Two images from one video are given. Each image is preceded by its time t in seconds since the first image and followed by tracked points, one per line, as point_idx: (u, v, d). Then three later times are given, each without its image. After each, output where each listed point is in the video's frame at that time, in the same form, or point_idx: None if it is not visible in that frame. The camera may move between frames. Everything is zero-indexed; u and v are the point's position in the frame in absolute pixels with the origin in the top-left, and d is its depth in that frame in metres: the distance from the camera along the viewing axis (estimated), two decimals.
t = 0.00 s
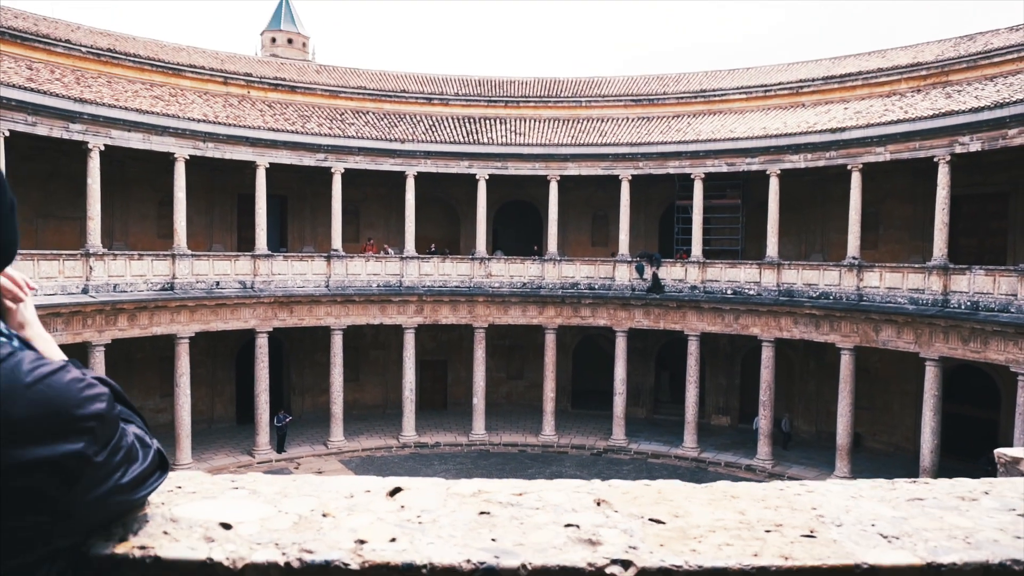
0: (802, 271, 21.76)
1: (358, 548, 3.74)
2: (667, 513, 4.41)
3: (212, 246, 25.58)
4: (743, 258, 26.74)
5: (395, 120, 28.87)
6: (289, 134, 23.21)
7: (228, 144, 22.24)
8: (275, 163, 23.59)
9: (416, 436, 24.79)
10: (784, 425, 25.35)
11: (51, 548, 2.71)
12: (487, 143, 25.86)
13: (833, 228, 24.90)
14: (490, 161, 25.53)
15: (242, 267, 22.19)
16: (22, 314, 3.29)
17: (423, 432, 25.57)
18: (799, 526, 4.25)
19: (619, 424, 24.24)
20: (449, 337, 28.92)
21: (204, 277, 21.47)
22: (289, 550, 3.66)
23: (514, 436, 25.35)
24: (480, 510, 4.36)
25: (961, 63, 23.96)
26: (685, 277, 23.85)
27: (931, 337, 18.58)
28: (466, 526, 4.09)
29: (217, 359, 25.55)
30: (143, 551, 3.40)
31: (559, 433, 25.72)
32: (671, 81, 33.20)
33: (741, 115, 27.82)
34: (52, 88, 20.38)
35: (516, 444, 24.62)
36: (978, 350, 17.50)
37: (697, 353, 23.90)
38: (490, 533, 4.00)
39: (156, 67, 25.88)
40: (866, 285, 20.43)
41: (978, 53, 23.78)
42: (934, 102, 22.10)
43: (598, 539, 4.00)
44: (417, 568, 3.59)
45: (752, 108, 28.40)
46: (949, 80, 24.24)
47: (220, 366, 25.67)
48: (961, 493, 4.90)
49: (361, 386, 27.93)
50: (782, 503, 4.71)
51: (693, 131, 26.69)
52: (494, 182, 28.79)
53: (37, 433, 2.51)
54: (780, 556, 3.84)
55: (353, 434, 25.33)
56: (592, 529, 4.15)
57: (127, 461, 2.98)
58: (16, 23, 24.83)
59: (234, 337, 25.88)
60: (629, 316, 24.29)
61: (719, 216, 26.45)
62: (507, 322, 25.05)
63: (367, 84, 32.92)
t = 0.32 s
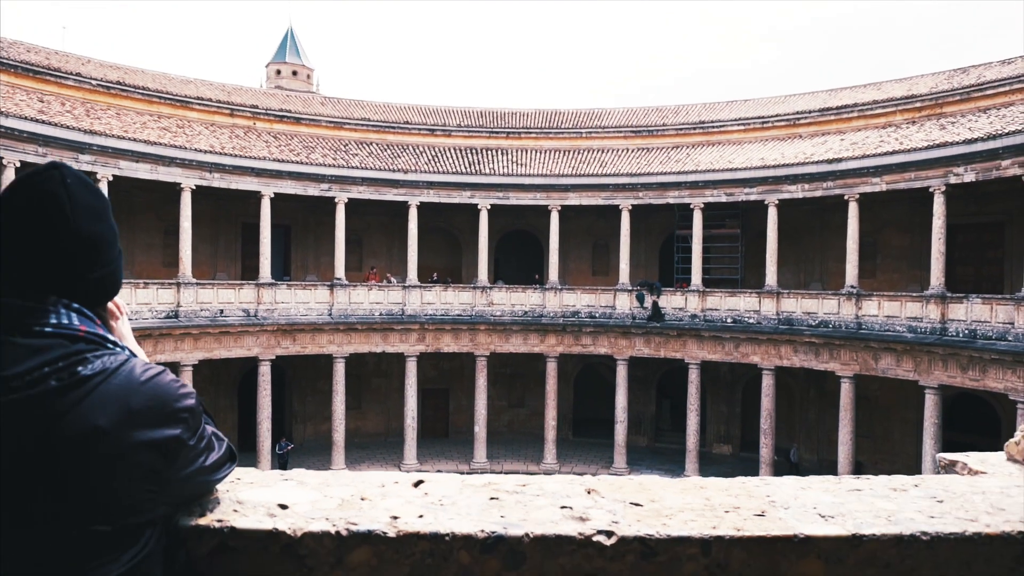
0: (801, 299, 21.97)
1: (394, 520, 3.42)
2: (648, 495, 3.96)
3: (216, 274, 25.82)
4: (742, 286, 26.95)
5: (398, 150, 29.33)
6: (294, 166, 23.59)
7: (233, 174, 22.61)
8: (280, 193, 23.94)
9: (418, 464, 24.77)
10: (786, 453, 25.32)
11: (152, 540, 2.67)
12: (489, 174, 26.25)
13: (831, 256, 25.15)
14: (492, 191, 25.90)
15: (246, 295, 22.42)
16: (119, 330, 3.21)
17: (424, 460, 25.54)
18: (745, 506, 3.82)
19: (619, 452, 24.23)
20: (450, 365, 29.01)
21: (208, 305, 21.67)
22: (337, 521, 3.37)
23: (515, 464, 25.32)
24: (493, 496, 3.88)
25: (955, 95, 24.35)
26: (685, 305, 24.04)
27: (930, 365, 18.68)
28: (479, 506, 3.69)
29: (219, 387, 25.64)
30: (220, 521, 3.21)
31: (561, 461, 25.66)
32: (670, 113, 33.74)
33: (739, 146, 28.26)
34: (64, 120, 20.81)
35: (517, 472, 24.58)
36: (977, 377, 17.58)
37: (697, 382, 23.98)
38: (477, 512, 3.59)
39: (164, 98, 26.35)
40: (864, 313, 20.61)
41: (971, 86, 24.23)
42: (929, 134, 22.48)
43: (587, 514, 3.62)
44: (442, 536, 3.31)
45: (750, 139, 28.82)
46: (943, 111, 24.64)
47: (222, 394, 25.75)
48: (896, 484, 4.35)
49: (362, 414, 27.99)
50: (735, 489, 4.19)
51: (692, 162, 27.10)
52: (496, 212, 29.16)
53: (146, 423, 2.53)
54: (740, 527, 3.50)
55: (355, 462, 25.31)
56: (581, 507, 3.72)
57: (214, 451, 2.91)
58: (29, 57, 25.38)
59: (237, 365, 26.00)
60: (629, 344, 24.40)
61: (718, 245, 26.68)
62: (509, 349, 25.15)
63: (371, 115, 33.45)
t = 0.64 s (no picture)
0: (798, 325, 22.17)
1: (417, 517, 3.57)
2: (630, 498, 4.06)
3: (217, 300, 26.00)
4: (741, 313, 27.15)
5: (398, 178, 29.65)
6: (297, 194, 23.90)
7: (236, 202, 22.92)
8: (282, 220, 24.22)
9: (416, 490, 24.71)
10: (786, 479, 25.32)
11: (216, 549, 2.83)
12: (490, 201, 26.57)
13: (828, 283, 25.39)
14: (492, 219, 26.22)
15: (247, 322, 22.59)
16: (185, 359, 3.35)
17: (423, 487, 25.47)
18: (710, 506, 3.92)
19: (619, 478, 24.21)
20: (450, 392, 29.04)
21: (210, 331, 21.77)
22: (368, 518, 3.52)
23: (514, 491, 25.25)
24: (496, 501, 3.95)
25: (947, 124, 24.73)
26: (684, 331, 24.22)
27: (927, 391, 18.79)
28: (484, 507, 3.80)
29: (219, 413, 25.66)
30: (272, 517, 3.37)
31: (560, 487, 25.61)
32: (668, 141, 34.18)
33: (736, 174, 28.62)
34: (71, 149, 21.15)
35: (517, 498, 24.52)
36: (974, 404, 17.66)
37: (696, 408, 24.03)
38: (477, 512, 3.71)
39: (169, 127, 26.74)
40: (862, 339, 20.79)
41: (963, 115, 24.63)
42: (922, 163, 22.82)
43: (577, 513, 3.74)
44: (456, 531, 3.44)
45: (747, 167, 29.19)
46: (936, 141, 25.02)
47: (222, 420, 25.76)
48: (831, 490, 4.38)
49: (362, 441, 27.99)
50: (704, 495, 4.25)
51: (689, 190, 27.44)
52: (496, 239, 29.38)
53: (218, 436, 2.76)
54: (704, 524, 3.62)
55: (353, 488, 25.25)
56: (572, 509, 3.83)
57: (265, 460, 3.11)
58: (36, 87, 25.79)
59: (236, 391, 26.05)
60: (628, 370, 24.51)
61: (716, 272, 26.89)
62: (508, 376, 25.23)
63: (373, 143, 33.86)
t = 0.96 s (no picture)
0: (795, 352, 22.35)
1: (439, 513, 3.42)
2: (624, 498, 3.84)
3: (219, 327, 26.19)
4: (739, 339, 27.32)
5: (399, 206, 29.97)
6: (299, 221, 24.16)
7: (239, 229, 23.18)
8: (284, 248, 24.48)
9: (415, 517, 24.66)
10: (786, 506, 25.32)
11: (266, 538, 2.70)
12: (489, 229, 26.85)
13: (825, 310, 25.62)
14: (492, 246, 26.49)
15: (248, 348, 22.74)
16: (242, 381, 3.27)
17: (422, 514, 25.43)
18: (689, 504, 3.70)
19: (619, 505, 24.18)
20: (450, 419, 29.06)
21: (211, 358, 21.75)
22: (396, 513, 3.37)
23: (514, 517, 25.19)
24: (505, 501, 3.73)
25: (940, 153, 25.06)
26: (682, 358, 24.36)
27: (924, 417, 18.89)
28: (494, 505, 3.59)
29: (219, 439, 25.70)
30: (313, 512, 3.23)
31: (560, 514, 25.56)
32: (666, 170, 34.60)
33: (733, 202, 28.95)
34: (77, 177, 21.46)
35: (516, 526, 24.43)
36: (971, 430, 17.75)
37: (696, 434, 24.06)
38: (481, 510, 3.49)
39: (174, 156, 27.10)
40: (858, 365, 20.98)
41: (956, 144, 24.97)
42: (916, 191, 23.14)
43: (574, 510, 3.53)
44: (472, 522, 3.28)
45: (744, 195, 29.54)
46: (930, 169, 25.34)
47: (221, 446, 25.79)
48: (792, 494, 4.07)
49: (361, 468, 27.98)
50: (687, 497, 4.03)
51: (687, 218, 27.74)
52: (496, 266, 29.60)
53: (279, 442, 2.71)
54: (683, 518, 3.44)
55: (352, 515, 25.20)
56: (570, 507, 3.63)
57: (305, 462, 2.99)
58: (43, 117, 26.22)
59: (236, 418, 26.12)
60: (627, 397, 24.58)
61: (715, 299, 27.07)
62: (508, 402, 25.27)
63: (374, 172, 34.29)
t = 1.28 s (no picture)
0: (797, 379, 22.45)
1: (450, 522, 3.40)
2: (615, 511, 3.76)
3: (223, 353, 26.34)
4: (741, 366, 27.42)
5: (403, 234, 30.24)
6: (303, 249, 24.41)
7: (244, 256, 23.43)
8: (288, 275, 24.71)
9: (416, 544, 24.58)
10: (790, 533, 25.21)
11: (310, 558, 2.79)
12: (491, 256, 27.08)
13: (826, 337, 25.76)
14: (493, 273, 26.71)
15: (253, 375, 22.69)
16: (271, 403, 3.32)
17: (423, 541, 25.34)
18: (673, 516, 3.62)
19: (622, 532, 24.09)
20: (453, 445, 29.03)
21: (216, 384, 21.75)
22: (412, 522, 3.36)
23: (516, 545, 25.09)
24: (508, 513, 3.70)
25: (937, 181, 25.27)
26: (684, 384, 24.41)
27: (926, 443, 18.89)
28: (500, 517, 3.56)
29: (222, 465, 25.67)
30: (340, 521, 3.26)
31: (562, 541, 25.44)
32: (667, 197, 34.90)
33: (733, 229, 29.20)
34: (85, 205, 21.76)
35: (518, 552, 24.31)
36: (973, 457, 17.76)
37: (699, 461, 24.02)
38: (486, 519, 3.47)
39: (181, 183, 27.45)
40: (860, 392, 21.05)
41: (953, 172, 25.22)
42: (914, 219, 23.34)
43: (571, 520, 3.49)
44: (478, 530, 3.26)
45: (744, 222, 29.80)
46: (928, 196, 25.55)
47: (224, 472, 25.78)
48: (768, 508, 3.95)
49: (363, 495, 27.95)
50: (671, 510, 3.92)
51: (688, 245, 27.97)
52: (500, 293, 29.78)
53: (317, 456, 2.80)
54: (670, 526, 3.38)
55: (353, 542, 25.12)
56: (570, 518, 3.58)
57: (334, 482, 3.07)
58: (53, 145, 26.65)
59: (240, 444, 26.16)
60: (629, 424, 24.60)
61: (717, 326, 27.19)
62: (510, 429, 25.28)
63: (378, 200, 34.63)
